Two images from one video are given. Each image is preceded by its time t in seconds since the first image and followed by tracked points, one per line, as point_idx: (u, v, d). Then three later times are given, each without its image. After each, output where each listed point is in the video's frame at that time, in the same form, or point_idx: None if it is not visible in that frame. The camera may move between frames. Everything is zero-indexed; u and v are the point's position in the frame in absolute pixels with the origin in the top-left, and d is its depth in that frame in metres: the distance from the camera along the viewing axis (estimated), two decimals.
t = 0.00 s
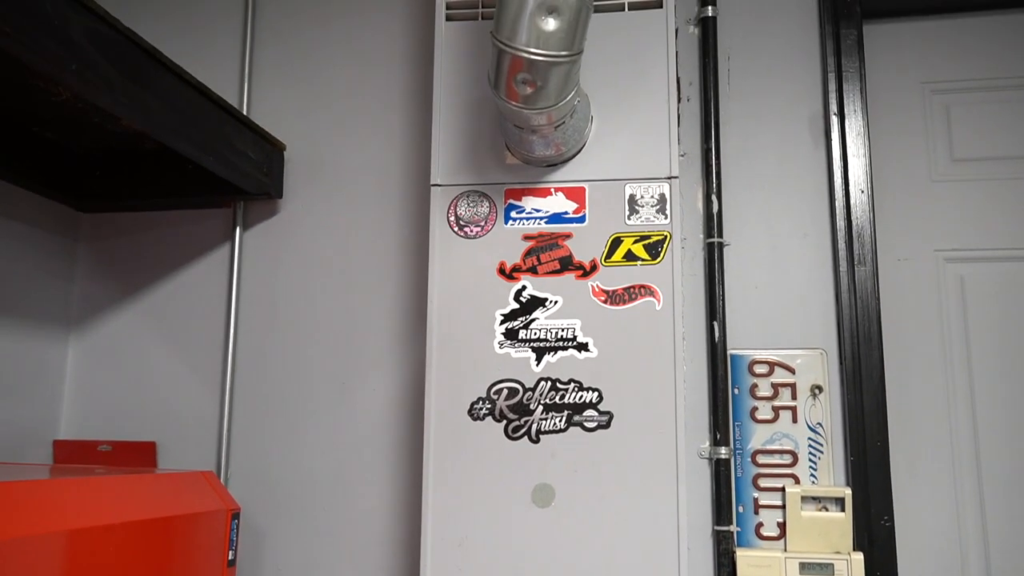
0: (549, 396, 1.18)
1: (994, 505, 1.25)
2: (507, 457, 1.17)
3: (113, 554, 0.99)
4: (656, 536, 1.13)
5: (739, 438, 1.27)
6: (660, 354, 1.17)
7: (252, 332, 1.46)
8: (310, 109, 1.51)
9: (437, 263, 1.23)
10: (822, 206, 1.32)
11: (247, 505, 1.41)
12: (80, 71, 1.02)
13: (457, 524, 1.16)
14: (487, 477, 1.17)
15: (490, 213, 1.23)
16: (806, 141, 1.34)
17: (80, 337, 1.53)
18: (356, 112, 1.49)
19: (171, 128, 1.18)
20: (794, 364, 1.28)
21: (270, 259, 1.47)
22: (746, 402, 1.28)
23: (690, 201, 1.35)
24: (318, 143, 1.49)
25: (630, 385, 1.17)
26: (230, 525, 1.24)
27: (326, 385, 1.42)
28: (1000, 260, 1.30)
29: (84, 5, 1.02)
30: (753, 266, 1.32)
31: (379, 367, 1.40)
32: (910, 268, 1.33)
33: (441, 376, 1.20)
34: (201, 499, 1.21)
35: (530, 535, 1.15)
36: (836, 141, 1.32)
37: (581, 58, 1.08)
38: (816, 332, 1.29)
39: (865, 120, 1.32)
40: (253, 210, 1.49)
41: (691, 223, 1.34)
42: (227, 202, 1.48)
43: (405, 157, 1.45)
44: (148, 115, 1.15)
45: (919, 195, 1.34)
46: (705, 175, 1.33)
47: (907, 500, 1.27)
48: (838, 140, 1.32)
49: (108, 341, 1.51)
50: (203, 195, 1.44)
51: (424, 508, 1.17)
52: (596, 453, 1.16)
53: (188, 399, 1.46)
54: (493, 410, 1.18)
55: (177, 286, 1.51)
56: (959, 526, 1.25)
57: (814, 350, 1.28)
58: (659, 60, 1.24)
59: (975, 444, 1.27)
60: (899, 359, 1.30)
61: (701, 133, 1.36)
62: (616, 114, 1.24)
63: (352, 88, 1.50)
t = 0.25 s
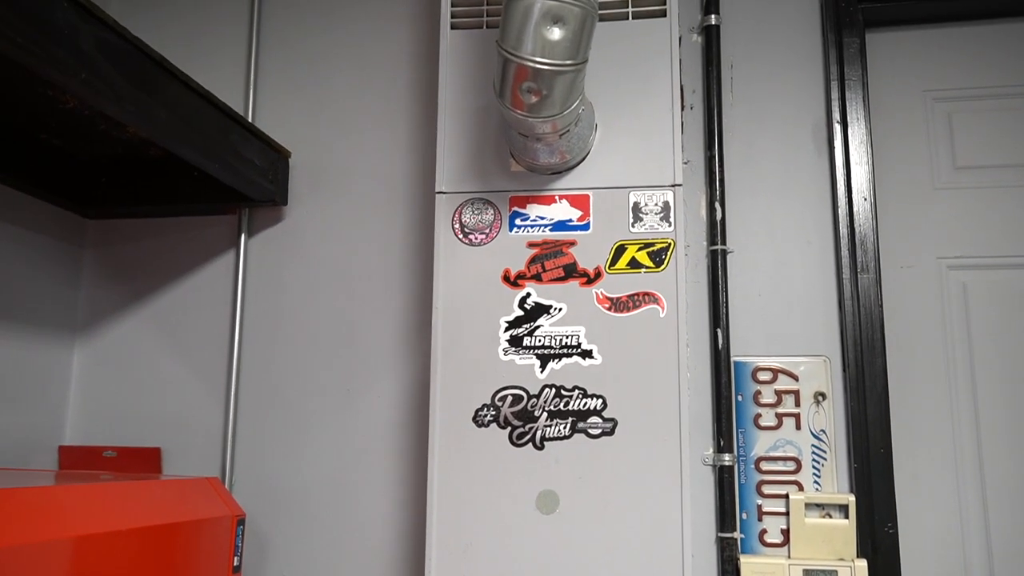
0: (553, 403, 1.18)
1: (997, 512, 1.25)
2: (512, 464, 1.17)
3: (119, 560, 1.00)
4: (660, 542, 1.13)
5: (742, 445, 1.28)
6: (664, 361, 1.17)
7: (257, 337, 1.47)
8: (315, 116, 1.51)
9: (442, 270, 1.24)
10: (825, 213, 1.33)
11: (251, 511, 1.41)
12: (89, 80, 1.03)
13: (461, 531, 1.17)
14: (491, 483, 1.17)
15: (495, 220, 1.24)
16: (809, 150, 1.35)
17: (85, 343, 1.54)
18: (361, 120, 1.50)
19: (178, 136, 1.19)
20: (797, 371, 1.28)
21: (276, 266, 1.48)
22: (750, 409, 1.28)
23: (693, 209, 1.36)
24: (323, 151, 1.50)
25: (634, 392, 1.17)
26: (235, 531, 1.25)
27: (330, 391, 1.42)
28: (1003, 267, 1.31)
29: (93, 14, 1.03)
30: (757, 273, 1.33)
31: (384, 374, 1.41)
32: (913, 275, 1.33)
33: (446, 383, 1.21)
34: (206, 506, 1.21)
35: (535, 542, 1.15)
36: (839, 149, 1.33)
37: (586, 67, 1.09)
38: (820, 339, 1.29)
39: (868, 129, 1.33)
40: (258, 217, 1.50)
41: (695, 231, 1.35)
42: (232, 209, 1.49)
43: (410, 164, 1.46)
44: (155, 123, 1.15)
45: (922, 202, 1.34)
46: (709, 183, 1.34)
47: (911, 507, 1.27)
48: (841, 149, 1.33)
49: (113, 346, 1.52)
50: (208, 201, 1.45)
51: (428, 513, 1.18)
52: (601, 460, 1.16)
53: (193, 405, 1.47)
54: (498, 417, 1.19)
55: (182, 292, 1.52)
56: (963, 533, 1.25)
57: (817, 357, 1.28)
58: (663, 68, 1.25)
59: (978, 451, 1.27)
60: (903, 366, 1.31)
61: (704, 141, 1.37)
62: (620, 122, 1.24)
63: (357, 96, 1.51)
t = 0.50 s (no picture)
0: (555, 401, 1.18)
1: (998, 510, 1.25)
2: (514, 462, 1.18)
3: (122, 557, 1.00)
4: (661, 540, 1.13)
5: (743, 443, 1.28)
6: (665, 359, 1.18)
7: (259, 335, 1.47)
8: (317, 115, 1.52)
9: (444, 268, 1.24)
10: (827, 212, 1.33)
11: (253, 508, 1.42)
12: (93, 78, 1.03)
13: (463, 529, 1.17)
14: (493, 481, 1.18)
15: (497, 219, 1.24)
16: (810, 149, 1.35)
17: (87, 341, 1.54)
18: (363, 119, 1.50)
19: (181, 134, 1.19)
20: (798, 370, 1.29)
21: (277, 264, 1.48)
22: (751, 407, 1.29)
23: (694, 208, 1.36)
24: (325, 149, 1.50)
25: (636, 390, 1.17)
26: (237, 529, 1.25)
27: (332, 389, 1.43)
28: (1004, 266, 1.31)
29: (97, 12, 1.03)
30: (758, 272, 1.33)
31: (385, 372, 1.41)
32: (914, 274, 1.33)
33: (448, 381, 1.21)
34: (208, 503, 1.22)
35: (536, 540, 1.16)
36: (840, 148, 1.33)
37: (588, 66, 1.09)
38: (820, 338, 1.30)
39: (869, 128, 1.33)
40: (260, 215, 1.51)
41: (696, 229, 1.35)
42: (234, 207, 1.49)
43: (411, 163, 1.46)
44: (158, 121, 1.16)
45: (922, 201, 1.35)
46: (710, 182, 1.34)
47: (911, 505, 1.27)
48: (842, 148, 1.33)
49: (115, 344, 1.53)
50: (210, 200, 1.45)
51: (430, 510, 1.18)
52: (602, 458, 1.16)
53: (195, 402, 1.47)
54: (500, 415, 1.19)
55: (184, 290, 1.52)
56: (963, 531, 1.26)
57: (818, 356, 1.29)
58: (665, 67, 1.25)
59: (979, 449, 1.28)
60: (903, 365, 1.31)
61: (706, 140, 1.37)
62: (622, 121, 1.25)
63: (359, 95, 1.51)
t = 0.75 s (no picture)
0: (556, 399, 1.18)
1: (999, 507, 1.25)
2: (515, 460, 1.18)
3: (123, 555, 1.00)
4: (663, 538, 1.13)
5: (744, 441, 1.28)
6: (666, 357, 1.17)
7: (260, 335, 1.47)
8: (317, 113, 1.52)
9: (444, 267, 1.24)
10: (827, 209, 1.33)
11: (254, 507, 1.42)
12: (93, 77, 1.03)
13: (464, 527, 1.17)
14: (493, 480, 1.18)
15: (497, 217, 1.24)
16: (811, 146, 1.35)
17: (87, 340, 1.54)
18: (363, 117, 1.50)
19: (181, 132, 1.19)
20: (799, 368, 1.29)
21: (278, 263, 1.48)
22: (752, 405, 1.29)
23: (695, 206, 1.36)
24: (325, 148, 1.50)
25: (637, 388, 1.17)
26: (238, 528, 1.25)
27: (333, 387, 1.43)
28: (1005, 263, 1.31)
29: (96, 10, 1.03)
30: (759, 270, 1.33)
31: (386, 370, 1.41)
32: (915, 271, 1.33)
33: (449, 379, 1.21)
34: (209, 502, 1.22)
35: (537, 538, 1.16)
36: (841, 145, 1.33)
37: (589, 63, 1.09)
38: (821, 335, 1.30)
39: (870, 125, 1.33)
40: (260, 214, 1.51)
41: (697, 227, 1.35)
42: (234, 206, 1.50)
43: (412, 161, 1.46)
44: (158, 120, 1.15)
45: (923, 198, 1.35)
46: (711, 180, 1.34)
47: (912, 503, 1.27)
48: (843, 145, 1.33)
49: (115, 344, 1.53)
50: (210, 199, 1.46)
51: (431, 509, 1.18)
52: (603, 456, 1.16)
53: (196, 401, 1.48)
54: (501, 413, 1.19)
55: (184, 289, 1.52)
56: (965, 528, 1.26)
57: (819, 353, 1.29)
58: (666, 65, 1.25)
59: (980, 445, 1.27)
60: (905, 362, 1.31)
61: (706, 138, 1.37)
62: (623, 118, 1.24)
63: (359, 93, 1.51)
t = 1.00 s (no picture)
0: (562, 400, 1.18)
1: (1010, 504, 1.24)
2: (521, 462, 1.17)
3: (129, 562, 1.00)
4: (671, 539, 1.13)
5: (752, 441, 1.28)
6: (672, 357, 1.17)
7: (264, 340, 1.47)
8: (319, 118, 1.52)
9: (448, 269, 1.23)
10: (832, 207, 1.32)
11: (260, 512, 1.42)
12: (93, 83, 1.02)
13: (470, 530, 1.16)
14: (499, 482, 1.17)
15: (500, 218, 1.23)
16: (814, 144, 1.34)
17: (92, 347, 1.54)
18: (364, 121, 1.50)
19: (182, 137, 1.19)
20: (806, 366, 1.28)
21: (281, 268, 1.48)
22: (759, 404, 1.28)
23: (699, 205, 1.35)
24: (327, 152, 1.50)
25: (642, 388, 1.17)
26: (244, 533, 1.24)
27: (338, 391, 1.43)
28: (1012, 259, 1.30)
29: (95, 16, 1.03)
30: (764, 268, 1.33)
31: (390, 374, 1.41)
32: (921, 268, 1.32)
33: (453, 382, 1.20)
34: (214, 508, 1.21)
35: (544, 540, 1.15)
36: (845, 142, 1.32)
37: (590, 63, 1.09)
38: (827, 333, 1.29)
39: (873, 121, 1.32)
40: (263, 219, 1.51)
41: (701, 227, 1.35)
42: (237, 211, 1.50)
43: (414, 164, 1.46)
44: (159, 125, 1.15)
45: (928, 194, 1.34)
46: (715, 179, 1.34)
47: (922, 501, 1.26)
48: (846, 142, 1.32)
49: (120, 350, 1.53)
50: (213, 204, 1.46)
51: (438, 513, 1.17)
52: (609, 457, 1.16)
53: (201, 407, 1.47)
54: (506, 415, 1.18)
55: (188, 295, 1.52)
56: (975, 526, 1.25)
57: (826, 352, 1.28)
58: (667, 63, 1.24)
59: (990, 442, 1.26)
60: (912, 359, 1.30)
61: (709, 137, 1.37)
62: (625, 118, 1.24)
63: (360, 97, 1.51)
